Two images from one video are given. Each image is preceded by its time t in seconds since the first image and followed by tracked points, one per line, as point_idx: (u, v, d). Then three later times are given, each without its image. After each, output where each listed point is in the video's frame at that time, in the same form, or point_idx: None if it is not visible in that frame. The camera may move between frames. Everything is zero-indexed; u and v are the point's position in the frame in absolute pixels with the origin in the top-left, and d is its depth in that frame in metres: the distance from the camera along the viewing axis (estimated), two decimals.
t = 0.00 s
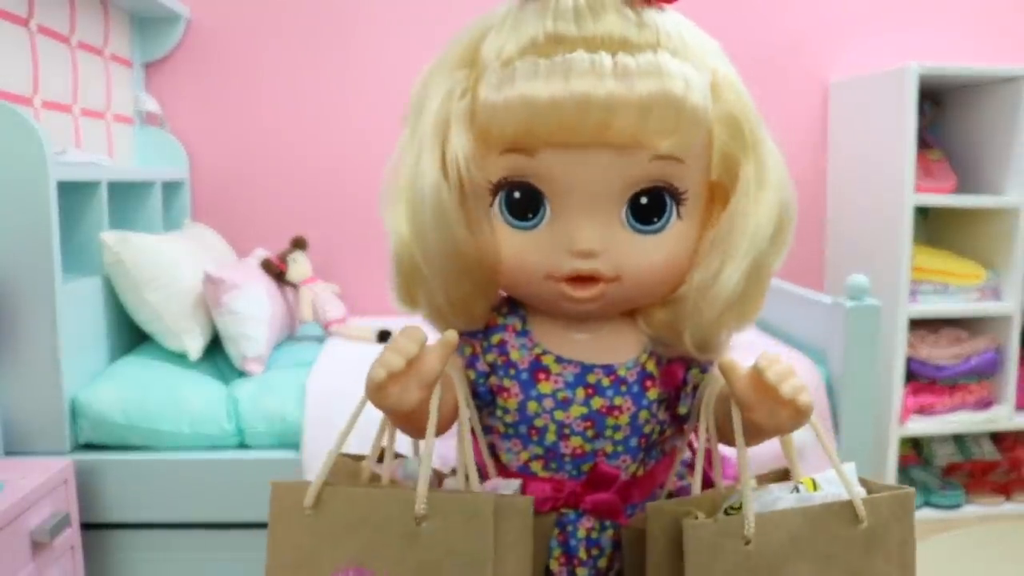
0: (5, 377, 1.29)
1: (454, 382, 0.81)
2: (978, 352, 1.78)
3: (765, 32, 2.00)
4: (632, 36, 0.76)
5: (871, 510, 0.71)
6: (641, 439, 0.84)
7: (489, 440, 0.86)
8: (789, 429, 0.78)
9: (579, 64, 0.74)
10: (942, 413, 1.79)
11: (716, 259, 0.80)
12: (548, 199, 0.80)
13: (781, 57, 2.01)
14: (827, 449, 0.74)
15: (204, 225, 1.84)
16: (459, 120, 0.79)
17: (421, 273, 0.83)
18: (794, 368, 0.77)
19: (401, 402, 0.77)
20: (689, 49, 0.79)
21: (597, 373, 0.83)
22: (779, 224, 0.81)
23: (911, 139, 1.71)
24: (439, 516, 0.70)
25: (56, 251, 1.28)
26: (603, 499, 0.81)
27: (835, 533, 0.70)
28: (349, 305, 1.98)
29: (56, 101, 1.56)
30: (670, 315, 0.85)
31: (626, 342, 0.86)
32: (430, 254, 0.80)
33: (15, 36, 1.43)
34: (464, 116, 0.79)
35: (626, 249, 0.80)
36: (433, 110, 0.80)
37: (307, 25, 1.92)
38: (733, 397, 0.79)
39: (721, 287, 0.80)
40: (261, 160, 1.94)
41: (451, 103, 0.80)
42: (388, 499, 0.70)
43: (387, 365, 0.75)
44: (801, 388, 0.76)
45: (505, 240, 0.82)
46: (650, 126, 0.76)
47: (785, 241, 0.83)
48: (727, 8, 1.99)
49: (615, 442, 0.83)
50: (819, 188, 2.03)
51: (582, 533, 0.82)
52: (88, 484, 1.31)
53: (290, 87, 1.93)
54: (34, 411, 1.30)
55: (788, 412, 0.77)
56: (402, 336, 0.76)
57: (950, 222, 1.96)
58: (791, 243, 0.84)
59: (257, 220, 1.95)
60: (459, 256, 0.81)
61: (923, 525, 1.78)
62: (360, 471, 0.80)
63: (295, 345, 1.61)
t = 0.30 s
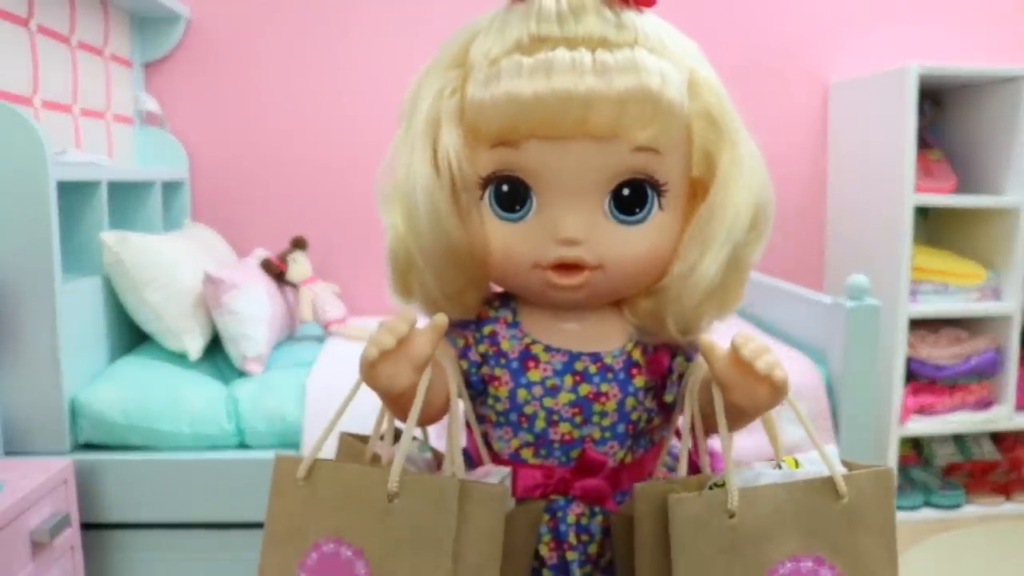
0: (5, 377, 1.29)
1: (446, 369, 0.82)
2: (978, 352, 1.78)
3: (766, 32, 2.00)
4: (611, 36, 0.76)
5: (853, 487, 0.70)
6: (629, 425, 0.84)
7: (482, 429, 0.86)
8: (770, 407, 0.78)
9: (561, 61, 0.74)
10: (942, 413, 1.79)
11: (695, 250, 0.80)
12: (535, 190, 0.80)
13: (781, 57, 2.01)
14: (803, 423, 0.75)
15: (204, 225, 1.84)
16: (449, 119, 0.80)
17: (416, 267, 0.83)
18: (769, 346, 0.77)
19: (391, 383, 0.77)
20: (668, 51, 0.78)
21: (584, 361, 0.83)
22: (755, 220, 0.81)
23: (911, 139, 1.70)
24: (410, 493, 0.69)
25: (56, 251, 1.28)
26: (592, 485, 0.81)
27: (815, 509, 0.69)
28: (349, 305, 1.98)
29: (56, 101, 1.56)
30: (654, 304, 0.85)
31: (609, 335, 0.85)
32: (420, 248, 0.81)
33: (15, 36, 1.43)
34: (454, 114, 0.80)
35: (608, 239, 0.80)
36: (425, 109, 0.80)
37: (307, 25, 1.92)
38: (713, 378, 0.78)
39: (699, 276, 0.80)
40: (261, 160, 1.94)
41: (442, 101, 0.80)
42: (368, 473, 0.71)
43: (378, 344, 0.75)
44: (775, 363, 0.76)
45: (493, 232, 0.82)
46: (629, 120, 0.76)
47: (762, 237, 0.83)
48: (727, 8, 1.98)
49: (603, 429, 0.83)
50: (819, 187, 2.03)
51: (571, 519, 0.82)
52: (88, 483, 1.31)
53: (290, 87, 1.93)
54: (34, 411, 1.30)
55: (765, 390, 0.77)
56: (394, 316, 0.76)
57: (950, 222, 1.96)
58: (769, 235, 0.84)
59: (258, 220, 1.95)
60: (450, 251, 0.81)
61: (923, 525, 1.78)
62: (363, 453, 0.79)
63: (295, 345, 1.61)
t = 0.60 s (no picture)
0: (4, 377, 1.29)
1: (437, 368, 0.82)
2: (978, 352, 1.78)
3: (766, 32, 2.00)
4: (594, 35, 0.77)
5: (842, 483, 0.70)
6: (621, 423, 0.84)
7: (475, 428, 0.86)
8: (758, 401, 0.77)
9: (545, 62, 0.75)
10: (942, 413, 1.79)
11: (683, 245, 0.81)
12: (523, 188, 0.80)
13: (781, 57, 2.01)
14: (795, 422, 0.74)
15: (204, 225, 1.84)
16: (438, 120, 0.80)
17: (407, 267, 0.84)
18: (756, 339, 0.76)
19: (381, 380, 0.76)
20: (651, 48, 0.79)
21: (576, 358, 0.83)
22: (742, 215, 0.81)
23: (911, 139, 1.70)
24: (397, 490, 0.69)
25: (56, 251, 1.28)
26: (585, 482, 0.81)
27: (804, 505, 0.69)
28: (349, 305, 1.98)
29: (56, 101, 1.56)
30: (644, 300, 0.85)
31: (600, 333, 0.85)
32: (411, 248, 0.82)
33: (15, 37, 1.43)
34: (442, 115, 0.80)
35: (595, 236, 0.80)
36: (413, 110, 0.81)
37: (306, 24, 1.92)
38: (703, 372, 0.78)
39: (685, 273, 0.80)
40: (261, 160, 1.94)
41: (431, 100, 0.81)
42: (358, 471, 0.71)
43: (370, 342, 0.75)
44: (763, 357, 0.75)
45: (482, 231, 0.82)
46: (613, 117, 0.76)
47: (750, 234, 0.83)
48: (727, 7, 1.98)
49: (595, 426, 0.83)
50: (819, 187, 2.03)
51: (565, 517, 0.81)
52: (88, 483, 1.31)
53: (289, 87, 1.93)
54: (33, 411, 1.30)
55: (753, 383, 0.76)
56: (383, 312, 0.76)
57: (950, 222, 1.96)
58: (757, 231, 0.84)
59: (258, 220, 1.95)
60: (440, 251, 0.82)
61: (923, 525, 1.78)
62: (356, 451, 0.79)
63: (295, 344, 1.61)
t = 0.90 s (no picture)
0: (5, 377, 1.29)
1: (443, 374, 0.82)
2: (978, 352, 1.78)
3: (766, 32, 2.00)
4: (598, 36, 0.77)
5: (841, 473, 0.72)
6: (623, 420, 0.84)
7: (476, 430, 0.85)
8: (765, 395, 0.79)
9: (552, 64, 0.75)
10: (943, 413, 1.79)
11: (684, 246, 0.81)
12: (525, 191, 0.80)
13: (781, 57, 2.01)
14: (796, 414, 0.76)
15: (204, 225, 1.84)
16: (440, 121, 0.79)
17: (409, 269, 0.83)
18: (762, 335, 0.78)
19: (393, 385, 0.76)
20: (652, 51, 0.79)
21: (578, 358, 0.83)
22: (739, 215, 0.82)
23: (911, 139, 1.70)
24: (417, 495, 0.69)
25: (56, 251, 1.28)
26: (589, 480, 0.80)
27: (808, 496, 0.71)
28: (348, 305, 1.98)
29: (56, 101, 1.56)
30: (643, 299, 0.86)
31: (601, 331, 0.86)
32: (413, 251, 0.81)
33: (15, 37, 1.43)
34: (445, 116, 0.79)
35: (599, 236, 0.81)
36: (413, 112, 0.80)
37: (306, 24, 1.92)
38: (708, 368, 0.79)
39: (687, 273, 0.80)
40: (261, 160, 1.94)
41: (433, 102, 0.80)
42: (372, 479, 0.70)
43: (382, 348, 0.74)
44: (770, 352, 0.76)
45: (485, 233, 0.82)
46: (618, 119, 0.77)
47: (745, 232, 0.84)
48: (727, 7, 1.98)
49: (598, 424, 0.82)
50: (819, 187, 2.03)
51: (570, 514, 0.80)
52: (88, 483, 1.31)
53: (289, 87, 1.93)
54: (34, 411, 1.30)
55: (760, 377, 0.78)
56: (394, 319, 0.76)
57: (950, 222, 1.96)
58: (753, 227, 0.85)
59: (257, 220, 1.95)
60: (443, 252, 0.81)
61: (923, 525, 1.78)
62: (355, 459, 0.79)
63: (295, 345, 1.61)
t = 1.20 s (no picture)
0: (5, 377, 1.29)
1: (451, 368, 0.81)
2: (977, 352, 1.78)
3: (766, 32, 2.00)
4: (597, 35, 0.78)
5: (836, 446, 0.75)
6: (622, 406, 0.86)
7: (479, 423, 0.85)
8: (764, 372, 0.81)
9: (557, 60, 0.75)
10: (942, 413, 1.79)
11: (678, 240, 0.83)
12: (527, 185, 0.81)
13: (781, 57, 2.01)
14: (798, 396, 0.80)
15: (203, 225, 1.84)
16: (445, 117, 0.80)
17: (415, 263, 0.83)
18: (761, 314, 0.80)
19: (410, 375, 0.76)
20: (649, 49, 0.81)
21: (578, 346, 0.84)
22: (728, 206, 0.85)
23: (911, 139, 1.70)
24: (437, 482, 0.70)
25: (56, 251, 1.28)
26: (593, 466, 0.82)
27: (807, 468, 0.74)
28: (348, 305, 1.98)
29: (56, 101, 1.56)
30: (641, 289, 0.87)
31: (597, 320, 0.87)
32: (420, 247, 0.81)
33: (15, 37, 1.43)
34: (449, 112, 0.80)
35: (599, 227, 0.82)
36: (417, 110, 0.81)
37: (307, 24, 1.92)
38: (709, 350, 0.81)
39: (681, 265, 0.83)
40: (261, 160, 1.94)
41: (437, 99, 0.81)
42: (388, 469, 0.70)
43: (401, 336, 0.74)
44: (770, 330, 0.79)
45: (490, 227, 0.82)
46: (618, 114, 0.78)
47: (732, 223, 0.86)
48: (727, 7, 1.98)
49: (599, 411, 0.84)
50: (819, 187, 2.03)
51: (575, 501, 0.81)
52: (88, 483, 1.31)
53: (289, 88, 1.93)
54: (33, 411, 1.30)
55: (760, 355, 0.80)
56: (412, 309, 0.75)
57: (951, 222, 1.96)
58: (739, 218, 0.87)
59: (257, 220, 1.95)
60: (450, 247, 0.82)
61: (923, 525, 1.78)
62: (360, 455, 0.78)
63: (295, 345, 1.61)
